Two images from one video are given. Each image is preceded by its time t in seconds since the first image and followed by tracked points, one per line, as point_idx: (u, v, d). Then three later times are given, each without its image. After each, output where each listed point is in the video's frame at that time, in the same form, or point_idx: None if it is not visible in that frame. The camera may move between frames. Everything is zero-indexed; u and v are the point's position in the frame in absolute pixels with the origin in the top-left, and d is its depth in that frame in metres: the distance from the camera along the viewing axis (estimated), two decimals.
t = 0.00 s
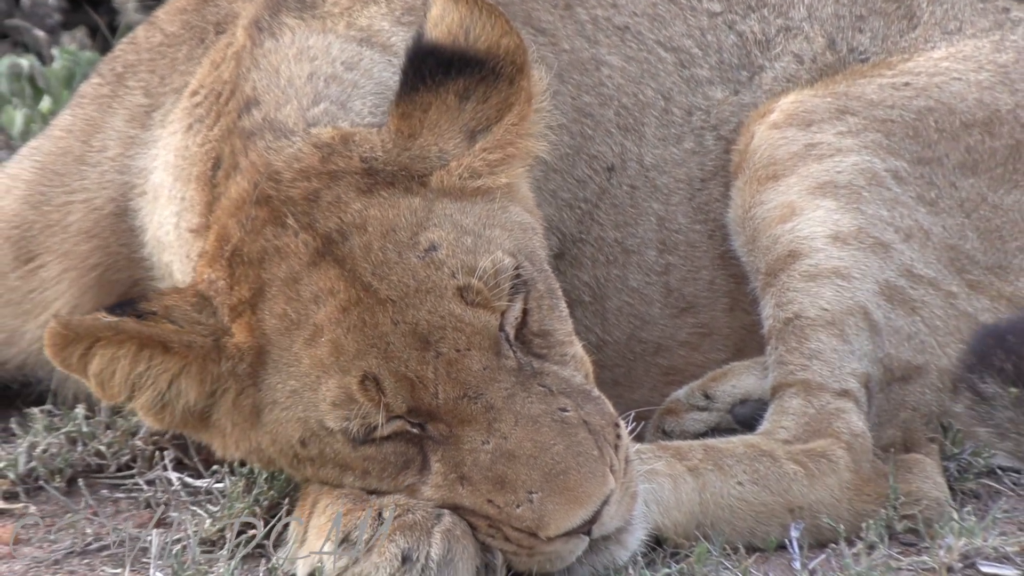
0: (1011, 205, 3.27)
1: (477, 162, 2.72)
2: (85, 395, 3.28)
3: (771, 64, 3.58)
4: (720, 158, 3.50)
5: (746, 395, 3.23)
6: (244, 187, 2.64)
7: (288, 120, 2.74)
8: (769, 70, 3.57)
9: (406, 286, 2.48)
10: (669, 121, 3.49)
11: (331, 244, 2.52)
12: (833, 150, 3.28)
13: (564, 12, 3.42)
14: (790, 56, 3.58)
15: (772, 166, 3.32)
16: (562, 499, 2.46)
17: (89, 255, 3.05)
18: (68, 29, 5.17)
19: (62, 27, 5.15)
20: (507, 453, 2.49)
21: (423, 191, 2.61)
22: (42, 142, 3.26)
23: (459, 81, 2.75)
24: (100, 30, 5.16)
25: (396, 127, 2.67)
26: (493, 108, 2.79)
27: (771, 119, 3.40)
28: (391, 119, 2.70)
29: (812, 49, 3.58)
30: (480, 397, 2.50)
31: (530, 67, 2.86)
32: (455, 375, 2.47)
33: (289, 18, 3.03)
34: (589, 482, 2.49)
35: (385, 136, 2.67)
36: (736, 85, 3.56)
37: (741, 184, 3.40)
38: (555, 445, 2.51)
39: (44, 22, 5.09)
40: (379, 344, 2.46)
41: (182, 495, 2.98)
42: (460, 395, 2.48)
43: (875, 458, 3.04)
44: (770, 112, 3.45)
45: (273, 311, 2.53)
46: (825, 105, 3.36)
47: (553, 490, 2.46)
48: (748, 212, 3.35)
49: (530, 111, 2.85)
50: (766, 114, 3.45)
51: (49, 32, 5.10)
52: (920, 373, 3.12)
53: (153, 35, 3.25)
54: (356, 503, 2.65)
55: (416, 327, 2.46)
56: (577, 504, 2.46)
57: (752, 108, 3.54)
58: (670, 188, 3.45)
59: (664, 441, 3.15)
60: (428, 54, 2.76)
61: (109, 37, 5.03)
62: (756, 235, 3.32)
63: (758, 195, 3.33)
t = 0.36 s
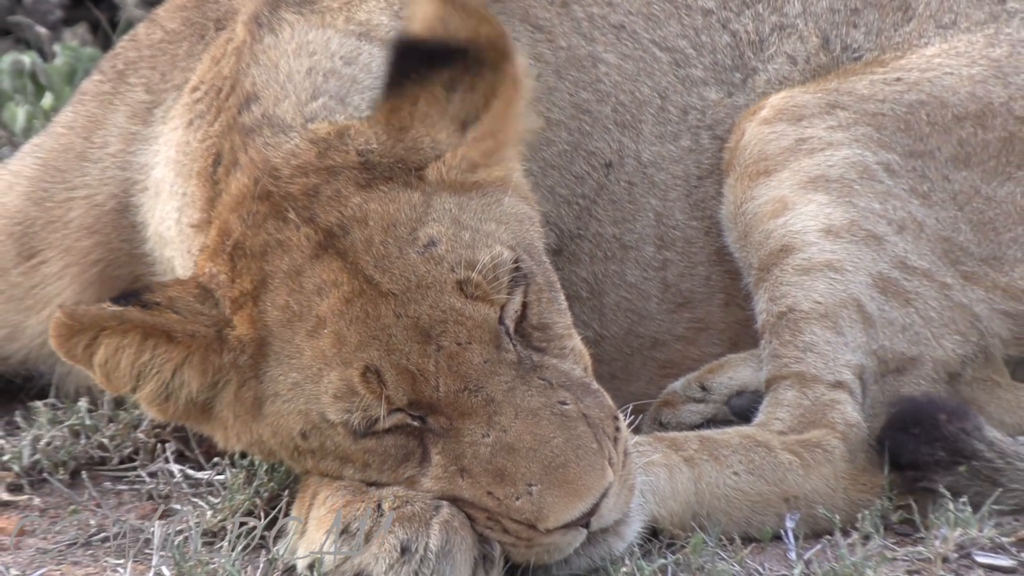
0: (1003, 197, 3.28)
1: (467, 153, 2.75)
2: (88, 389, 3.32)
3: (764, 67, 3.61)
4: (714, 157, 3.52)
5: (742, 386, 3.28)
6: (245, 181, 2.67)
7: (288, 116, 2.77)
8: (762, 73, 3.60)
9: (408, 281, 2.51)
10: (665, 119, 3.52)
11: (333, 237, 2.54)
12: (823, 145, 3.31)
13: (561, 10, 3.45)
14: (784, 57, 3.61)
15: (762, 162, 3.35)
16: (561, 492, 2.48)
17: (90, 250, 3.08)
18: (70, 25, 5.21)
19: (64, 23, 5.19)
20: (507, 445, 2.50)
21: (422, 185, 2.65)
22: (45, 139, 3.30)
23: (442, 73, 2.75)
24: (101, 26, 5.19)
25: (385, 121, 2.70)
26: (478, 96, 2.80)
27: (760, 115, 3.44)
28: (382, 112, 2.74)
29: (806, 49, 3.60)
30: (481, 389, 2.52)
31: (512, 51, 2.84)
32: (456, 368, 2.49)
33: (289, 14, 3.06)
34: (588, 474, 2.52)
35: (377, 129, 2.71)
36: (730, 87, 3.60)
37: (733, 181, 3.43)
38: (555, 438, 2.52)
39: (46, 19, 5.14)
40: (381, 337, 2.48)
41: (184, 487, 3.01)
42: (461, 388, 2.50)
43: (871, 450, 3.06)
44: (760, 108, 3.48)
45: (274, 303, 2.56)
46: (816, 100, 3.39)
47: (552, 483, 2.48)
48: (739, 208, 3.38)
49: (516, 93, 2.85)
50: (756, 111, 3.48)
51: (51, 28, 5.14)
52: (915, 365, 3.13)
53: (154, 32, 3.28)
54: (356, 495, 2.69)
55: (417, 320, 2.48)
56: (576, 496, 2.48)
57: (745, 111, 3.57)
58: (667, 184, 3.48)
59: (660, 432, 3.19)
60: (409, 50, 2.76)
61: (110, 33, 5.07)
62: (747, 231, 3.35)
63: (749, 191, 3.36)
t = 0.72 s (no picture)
0: (991, 191, 3.34)
1: (474, 154, 2.79)
2: (92, 381, 3.38)
3: (757, 60, 3.66)
4: (708, 149, 3.59)
5: (734, 377, 3.34)
6: (248, 176, 2.72)
7: (290, 112, 2.82)
8: (755, 66, 3.66)
9: (407, 274, 2.56)
10: (659, 114, 3.58)
11: (333, 232, 2.60)
12: (817, 140, 3.36)
13: (556, 8, 3.51)
14: (776, 51, 3.67)
15: (756, 156, 3.41)
16: (557, 481, 2.53)
17: (95, 245, 3.14)
18: (75, 24, 5.26)
19: (68, 22, 5.24)
20: (504, 436, 2.56)
21: (423, 181, 2.70)
22: (49, 136, 3.35)
23: (457, 75, 2.83)
24: (105, 25, 5.25)
25: (397, 119, 2.76)
26: (489, 102, 2.87)
27: (755, 111, 3.50)
28: (392, 111, 2.79)
29: (798, 44, 3.66)
30: (479, 381, 2.57)
31: (526, 62, 2.94)
32: (455, 360, 2.55)
33: (289, 13, 3.11)
34: (584, 464, 2.57)
35: (385, 127, 2.76)
36: (723, 80, 3.66)
37: (727, 174, 3.50)
38: (552, 428, 2.58)
39: (51, 18, 5.18)
40: (380, 330, 2.54)
41: (187, 476, 3.07)
42: (458, 379, 2.55)
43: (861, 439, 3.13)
44: (754, 104, 3.54)
45: (275, 295, 2.61)
46: (809, 96, 3.45)
47: (549, 472, 2.53)
48: (733, 202, 3.45)
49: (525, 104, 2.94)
50: (750, 106, 3.54)
51: (55, 27, 5.19)
52: (904, 356, 3.19)
53: (156, 30, 3.34)
54: (356, 484, 2.75)
55: (416, 313, 2.54)
56: (572, 485, 2.54)
57: (740, 102, 3.63)
58: (660, 178, 3.55)
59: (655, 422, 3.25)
60: (428, 49, 2.84)
61: (114, 32, 5.13)
62: (741, 224, 3.41)
63: (743, 185, 3.42)
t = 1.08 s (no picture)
0: (973, 188, 3.45)
1: (471, 150, 2.89)
2: (99, 370, 3.46)
3: (747, 56, 3.77)
4: (699, 145, 3.68)
5: (724, 368, 3.43)
6: (250, 172, 2.81)
7: (292, 110, 2.90)
8: (746, 61, 3.76)
9: (404, 267, 2.64)
10: (651, 110, 3.66)
11: (333, 227, 2.68)
12: (806, 137, 3.45)
13: (552, 8, 3.60)
14: (765, 48, 3.77)
15: (748, 152, 3.51)
16: (551, 469, 2.62)
17: (102, 239, 3.22)
18: (82, 25, 5.35)
19: (76, 23, 5.33)
20: (499, 425, 2.64)
21: (421, 177, 2.79)
22: (57, 132, 3.44)
23: (454, 73, 2.92)
24: (111, 26, 5.33)
25: (395, 117, 2.84)
26: (485, 99, 2.96)
27: (748, 107, 3.59)
28: (390, 109, 2.88)
29: (786, 41, 3.76)
30: (474, 371, 2.65)
31: (522, 60, 3.02)
32: (450, 351, 2.62)
33: (291, 14, 3.20)
34: (577, 451, 2.66)
35: (383, 125, 2.85)
36: (714, 75, 3.75)
37: (720, 169, 3.59)
38: (545, 417, 2.66)
39: (58, 19, 5.26)
40: (377, 322, 2.61)
41: (191, 465, 3.15)
42: (454, 369, 2.63)
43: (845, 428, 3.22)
44: (747, 100, 3.63)
45: (275, 288, 2.69)
46: (800, 94, 3.55)
47: (543, 460, 2.62)
48: (725, 196, 3.54)
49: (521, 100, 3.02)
50: (743, 103, 3.63)
51: (64, 28, 5.28)
52: (888, 347, 3.29)
53: (162, 30, 3.42)
54: (357, 472, 2.83)
55: (412, 306, 2.61)
56: (565, 473, 2.63)
57: (730, 98, 3.73)
58: (652, 173, 3.63)
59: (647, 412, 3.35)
60: (425, 48, 2.92)
61: (120, 33, 5.22)
62: (732, 218, 3.51)
63: (735, 179, 3.52)
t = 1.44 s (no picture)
0: (952, 186, 3.55)
1: (468, 150, 2.99)
2: (107, 365, 3.57)
3: (731, 67, 3.89)
4: (686, 151, 3.80)
5: (712, 362, 3.55)
6: (255, 172, 2.91)
7: (294, 112, 3.02)
8: (730, 73, 3.88)
9: (404, 264, 2.74)
10: (641, 116, 3.78)
11: (335, 225, 2.78)
12: (787, 139, 3.57)
13: (544, 15, 3.70)
14: (749, 59, 3.89)
15: (730, 155, 3.61)
16: (546, 460, 2.72)
17: (110, 238, 3.33)
18: (89, 30, 5.45)
19: (84, 28, 5.43)
20: (496, 418, 2.73)
21: (420, 177, 2.89)
22: (67, 135, 3.55)
23: (453, 75, 3.03)
24: (119, 30, 5.48)
25: (395, 118, 2.95)
26: (483, 101, 3.07)
27: (729, 112, 3.70)
28: (391, 111, 2.99)
29: (770, 51, 3.89)
30: (471, 365, 2.74)
31: (518, 62, 3.13)
32: (448, 346, 2.71)
33: (293, 19, 3.31)
34: (571, 444, 2.76)
35: (384, 126, 2.96)
36: (700, 87, 3.87)
37: (704, 172, 3.70)
38: (540, 410, 2.76)
39: (69, 24, 5.36)
40: (378, 317, 2.71)
41: (196, 455, 3.26)
42: (453, 364, 2.72)
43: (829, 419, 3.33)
44: (729, 105, 3.74)
45: (279, 284, 2.79)
46: (779, 98, 3.66)
47: (538, 452, 2.72)
48: (709, 198, 3.65)
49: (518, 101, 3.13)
50: (725, 108, 3.74)
51: (73, 32, 5.38)
52: (871, 342, 3.41)
53: (168, 36, 3.53)
54: (356, 463, 2.93)
55: (412, 301, 2.71)
56: (560, 464, 2.72)
57: (715, 108, 3.84)
58: (642, 176, 3.74)
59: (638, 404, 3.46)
60: (425, 51, 3.03)
61: (127, 38, 5.35)
62: (717, 219, 3.62)
63: (718, 181, 3.63)
